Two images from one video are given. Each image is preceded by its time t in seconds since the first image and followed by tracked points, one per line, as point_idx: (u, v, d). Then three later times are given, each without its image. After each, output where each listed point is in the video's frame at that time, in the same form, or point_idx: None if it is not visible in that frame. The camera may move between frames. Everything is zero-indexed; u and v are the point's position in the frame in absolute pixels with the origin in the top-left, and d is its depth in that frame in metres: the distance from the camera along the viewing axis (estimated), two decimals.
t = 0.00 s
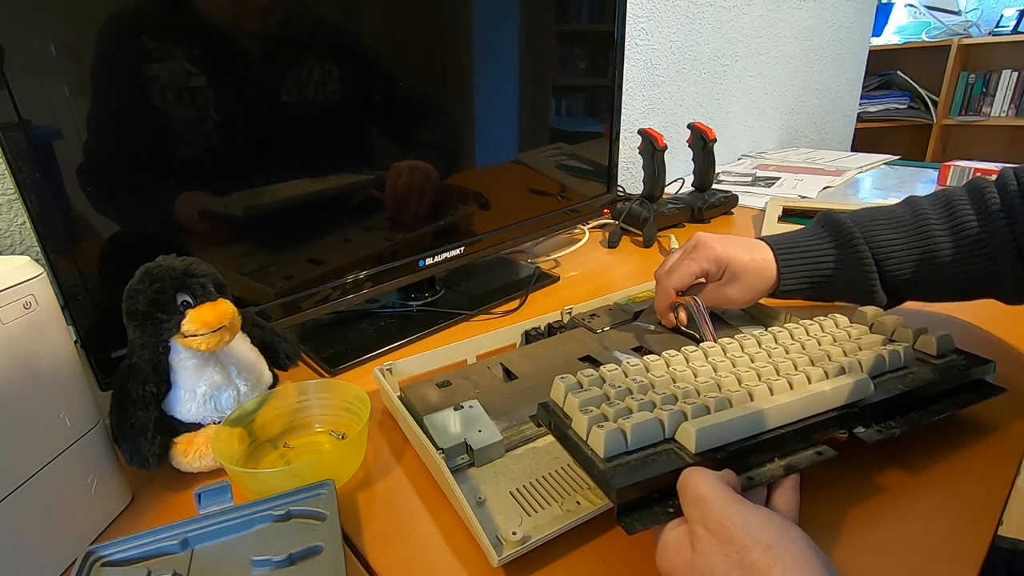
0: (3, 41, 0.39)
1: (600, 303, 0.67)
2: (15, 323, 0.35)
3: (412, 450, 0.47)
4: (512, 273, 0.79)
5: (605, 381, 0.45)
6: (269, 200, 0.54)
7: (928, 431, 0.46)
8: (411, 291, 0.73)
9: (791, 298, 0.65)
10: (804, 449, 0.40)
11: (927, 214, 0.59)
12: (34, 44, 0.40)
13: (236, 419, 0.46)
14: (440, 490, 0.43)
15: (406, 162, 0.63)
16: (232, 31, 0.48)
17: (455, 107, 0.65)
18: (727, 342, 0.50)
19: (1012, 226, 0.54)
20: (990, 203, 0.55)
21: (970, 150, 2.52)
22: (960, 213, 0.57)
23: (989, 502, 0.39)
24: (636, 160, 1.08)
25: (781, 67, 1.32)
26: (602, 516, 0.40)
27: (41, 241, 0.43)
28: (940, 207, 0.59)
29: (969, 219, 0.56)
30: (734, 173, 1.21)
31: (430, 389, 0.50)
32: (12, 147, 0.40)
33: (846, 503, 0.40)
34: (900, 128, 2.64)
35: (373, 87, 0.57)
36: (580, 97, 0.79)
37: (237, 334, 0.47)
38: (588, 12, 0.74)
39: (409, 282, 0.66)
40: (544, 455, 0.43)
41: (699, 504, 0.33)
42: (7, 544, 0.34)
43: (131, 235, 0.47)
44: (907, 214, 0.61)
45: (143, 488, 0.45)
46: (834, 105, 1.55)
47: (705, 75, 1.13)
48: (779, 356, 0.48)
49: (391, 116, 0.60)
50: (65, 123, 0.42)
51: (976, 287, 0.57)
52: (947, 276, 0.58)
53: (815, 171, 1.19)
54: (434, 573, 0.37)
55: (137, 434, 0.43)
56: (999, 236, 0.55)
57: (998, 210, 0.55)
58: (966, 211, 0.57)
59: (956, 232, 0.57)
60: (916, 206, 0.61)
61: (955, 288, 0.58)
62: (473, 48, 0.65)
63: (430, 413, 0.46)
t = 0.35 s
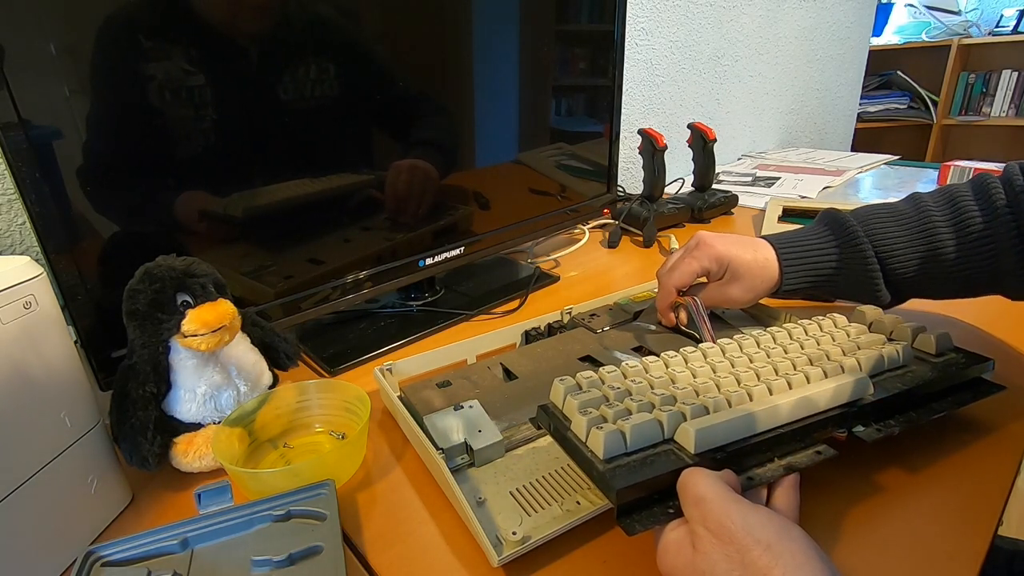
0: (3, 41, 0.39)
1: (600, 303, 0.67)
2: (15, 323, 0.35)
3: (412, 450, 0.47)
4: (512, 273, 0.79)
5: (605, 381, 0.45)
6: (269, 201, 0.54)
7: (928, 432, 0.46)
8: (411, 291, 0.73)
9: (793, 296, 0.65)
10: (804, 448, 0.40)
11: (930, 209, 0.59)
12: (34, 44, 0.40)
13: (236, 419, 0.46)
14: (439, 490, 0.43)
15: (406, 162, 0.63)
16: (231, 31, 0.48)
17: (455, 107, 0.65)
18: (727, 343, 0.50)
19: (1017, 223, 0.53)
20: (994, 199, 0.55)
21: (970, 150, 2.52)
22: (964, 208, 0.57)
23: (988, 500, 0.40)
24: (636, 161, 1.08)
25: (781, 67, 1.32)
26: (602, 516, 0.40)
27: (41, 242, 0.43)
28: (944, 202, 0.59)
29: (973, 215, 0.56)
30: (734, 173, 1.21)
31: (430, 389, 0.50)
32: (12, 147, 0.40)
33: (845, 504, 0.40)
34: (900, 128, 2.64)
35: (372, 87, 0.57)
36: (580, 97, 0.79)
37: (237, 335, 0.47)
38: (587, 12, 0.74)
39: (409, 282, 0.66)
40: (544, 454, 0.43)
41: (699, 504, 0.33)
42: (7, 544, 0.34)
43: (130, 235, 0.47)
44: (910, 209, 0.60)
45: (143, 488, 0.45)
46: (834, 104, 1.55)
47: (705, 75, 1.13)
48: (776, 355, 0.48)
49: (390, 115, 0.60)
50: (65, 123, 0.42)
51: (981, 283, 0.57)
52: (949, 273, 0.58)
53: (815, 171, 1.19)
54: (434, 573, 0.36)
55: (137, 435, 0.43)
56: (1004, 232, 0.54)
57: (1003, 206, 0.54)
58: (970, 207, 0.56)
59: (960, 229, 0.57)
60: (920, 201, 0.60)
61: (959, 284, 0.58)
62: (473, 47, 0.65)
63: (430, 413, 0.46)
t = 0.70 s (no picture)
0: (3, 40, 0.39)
1: (600, 303, 0.67)
2: (15, 323, 0.35)
3: (412, 450, 0.47)
4: (512, 273, 0.79)
5: (609, 381, 0.45)
6: (268, 200, 0.54)
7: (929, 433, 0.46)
8: (411, 291, 0.73)
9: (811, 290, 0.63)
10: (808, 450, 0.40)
11: (955, 212, 0.58)
12: (34, 44, 0.40)
13: (236, 419, 0.46)
14: (440, 490, 0.43)
15: (406, 161, 0.63)
16: (230, 30, 0.48)
17: (455, 107, 0.65)
18: (730, 342, 0.50)
19: None
20: None
21: (970, 150, 2.52)
22: (991, 213, 0.56)
23: (988, 499, 0.40)
24: (636, 161, 1.08)
25: (781, 66, 1.32)
26: (602, 516, 0.40)
27: (41, 242, 0.43)
28: (970, 207, 0.58)
29: (1001, 220, 0.55)
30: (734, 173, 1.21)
31: (430, 389, 0.50)
32: (12, 147, 0.40)
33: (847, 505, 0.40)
34: (900, 129, 2.64)
35: (371, 87, 0.57)
36: (580, 98, 0.79)
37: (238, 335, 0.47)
38: (587, 12, 0.74)
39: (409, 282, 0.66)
40: (543, 454, 0.43)
41: (706, 506, 0.33)
42: (7, 544, 0.34)
43: (130, 235, 0.47)
44: (935, 211, 0.60)
45: (143, 488, 0.45)
46: (834, 104, 1.55)
47: (705, 75, 1.13)
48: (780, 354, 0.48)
49: (390, 115, 0.60)
50: (65, 123, 0.42)
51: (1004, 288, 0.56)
52: (970, 276, 0.57)
53: (815, 171, 1.19)
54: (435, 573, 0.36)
55: (137, 434, 0.43)
56: None
57: None
58: (998, 212, 0.56)
59: (986, 233, 0.56)
60: (945, 204, 0.60)
61: (980, 288, 0.57)
62: (473, 47, 0.65)
63: (431, 414, 0.46)
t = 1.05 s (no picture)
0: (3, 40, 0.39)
1: (600, 303, 0.67)
2: (15, 324, 0.34)
3: (412, 449, 0.48)
4: (512, 273, 0.79)
5: (614, 393, 0.43)
6: (268, 200, 0.54)
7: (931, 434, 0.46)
8: (411, 291, 0.73)
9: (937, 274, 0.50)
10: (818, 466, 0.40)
11: None
12: (35, 44, 0.40)
13: (236, 419, 0.46)
14: (440, 490, 0.43)
15: (405, 162, 0.63)
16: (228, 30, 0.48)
17: (455, 107, 0.65)
18: (733, 350, 0.50)
19: None
20: None
21: (970, 150, 2.52)
22: None
23: (984, 499, 0.40)
24: (636, 160, 1.08)
25: (781, 66, 1.32)
26: (603, 517, 0.40)
27: (41, 242, 0.43)
28: None
29: None
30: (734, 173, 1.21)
31: (430, 389, 0.50)
32: (12, 147, 0.40)
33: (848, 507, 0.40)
34: (900, 129, 2.64)
35: (370, 87, 0.57)
36: (580, 98, 0.79)
37: (238, 335, 0.47)
38: (587, 12, 0.74)
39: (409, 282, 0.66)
40: (543, 455, 0.44)
41: (726, 537, 0.32)
42: (8, 544, 0.34)
43: (130, 235, 0.47)
44: None
45: (143, 488, 0.45)
46: (834, 104, 1.55)
47: (705, 75, 1.13)
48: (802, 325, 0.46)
49: (389, 114, 0.60)
50: (65, 124, 0.42)
51: None
52: None
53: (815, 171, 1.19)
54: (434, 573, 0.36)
55: (137, 435, 0.43)
56: None
57: None
58: None
59: None
60: None
61: None
62: (473, 47, 0.65)
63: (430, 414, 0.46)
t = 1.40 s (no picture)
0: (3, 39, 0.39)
1: (603, 304, 0.67)
2: (15, 324, 0.34)
3: (413, 449, 0.48)
4: (512, 273, 0.79)
5: (613, 409, 0.42)
6: (268, 200, 0.54)
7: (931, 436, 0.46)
8: (412, 291, 0.73)
9: None
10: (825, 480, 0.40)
11: None
12: (34, 44, 0.40)
13: (236, 419, 0.46)
14: (440, 489, 0.43)
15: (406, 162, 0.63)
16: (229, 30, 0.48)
17: (455, 106, 0.65)
18: (733, 359, 0.50)
19: None
20: None
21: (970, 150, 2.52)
22: None
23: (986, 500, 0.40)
24: (636, 160, 1.08)
25: (781, 67, 1.32)
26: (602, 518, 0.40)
27: (41, 242, 0.43)
28: None
29: None
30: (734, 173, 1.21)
31: (431, 390, 0.50)
32: (12, 147, 0.40)
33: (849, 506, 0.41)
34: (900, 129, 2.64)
35: (370, 87, 0.57)
36: (580, 97, 0.79)
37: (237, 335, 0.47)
38: (587, 12, 0.74)
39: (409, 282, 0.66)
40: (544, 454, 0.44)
41: (735, 566, 0.31)
42: (7, 543, 0.34)
43: (130, 235, 0.47)
44: None
45: (143, 488, 0.45)
46: (834, 104, 1.55)
47: (705, 75, 1.13)
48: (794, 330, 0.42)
49: (389, 114, 0.60)
50: (65, 124, 0.42)
51: None
52: None
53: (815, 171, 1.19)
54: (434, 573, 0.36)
55: (137, 434, 0.43)
56: None
57: None
58: None
59: None
60: None
61: None
62: (473, 47, 0.65)
63: (432, 413, 0.46)
